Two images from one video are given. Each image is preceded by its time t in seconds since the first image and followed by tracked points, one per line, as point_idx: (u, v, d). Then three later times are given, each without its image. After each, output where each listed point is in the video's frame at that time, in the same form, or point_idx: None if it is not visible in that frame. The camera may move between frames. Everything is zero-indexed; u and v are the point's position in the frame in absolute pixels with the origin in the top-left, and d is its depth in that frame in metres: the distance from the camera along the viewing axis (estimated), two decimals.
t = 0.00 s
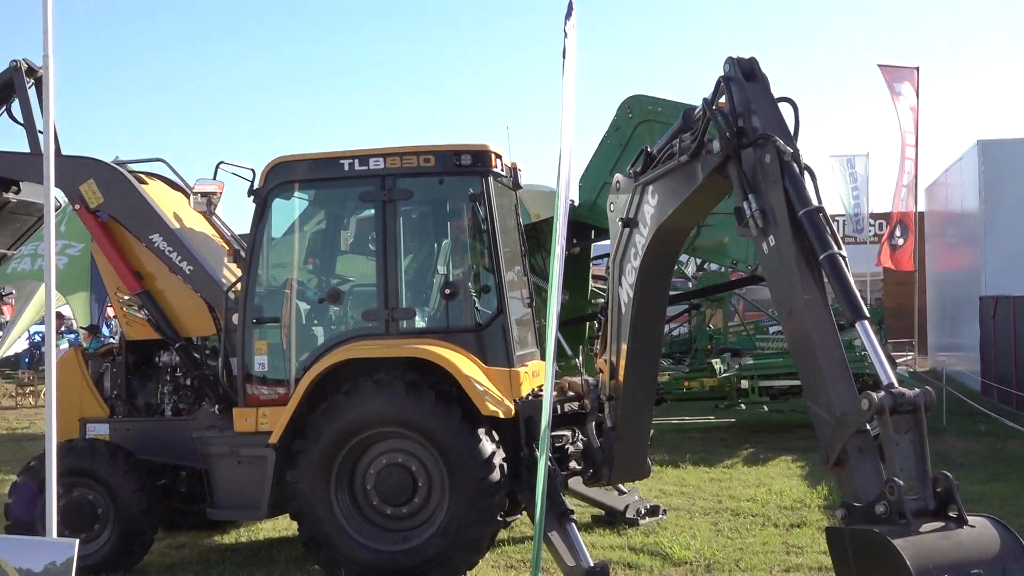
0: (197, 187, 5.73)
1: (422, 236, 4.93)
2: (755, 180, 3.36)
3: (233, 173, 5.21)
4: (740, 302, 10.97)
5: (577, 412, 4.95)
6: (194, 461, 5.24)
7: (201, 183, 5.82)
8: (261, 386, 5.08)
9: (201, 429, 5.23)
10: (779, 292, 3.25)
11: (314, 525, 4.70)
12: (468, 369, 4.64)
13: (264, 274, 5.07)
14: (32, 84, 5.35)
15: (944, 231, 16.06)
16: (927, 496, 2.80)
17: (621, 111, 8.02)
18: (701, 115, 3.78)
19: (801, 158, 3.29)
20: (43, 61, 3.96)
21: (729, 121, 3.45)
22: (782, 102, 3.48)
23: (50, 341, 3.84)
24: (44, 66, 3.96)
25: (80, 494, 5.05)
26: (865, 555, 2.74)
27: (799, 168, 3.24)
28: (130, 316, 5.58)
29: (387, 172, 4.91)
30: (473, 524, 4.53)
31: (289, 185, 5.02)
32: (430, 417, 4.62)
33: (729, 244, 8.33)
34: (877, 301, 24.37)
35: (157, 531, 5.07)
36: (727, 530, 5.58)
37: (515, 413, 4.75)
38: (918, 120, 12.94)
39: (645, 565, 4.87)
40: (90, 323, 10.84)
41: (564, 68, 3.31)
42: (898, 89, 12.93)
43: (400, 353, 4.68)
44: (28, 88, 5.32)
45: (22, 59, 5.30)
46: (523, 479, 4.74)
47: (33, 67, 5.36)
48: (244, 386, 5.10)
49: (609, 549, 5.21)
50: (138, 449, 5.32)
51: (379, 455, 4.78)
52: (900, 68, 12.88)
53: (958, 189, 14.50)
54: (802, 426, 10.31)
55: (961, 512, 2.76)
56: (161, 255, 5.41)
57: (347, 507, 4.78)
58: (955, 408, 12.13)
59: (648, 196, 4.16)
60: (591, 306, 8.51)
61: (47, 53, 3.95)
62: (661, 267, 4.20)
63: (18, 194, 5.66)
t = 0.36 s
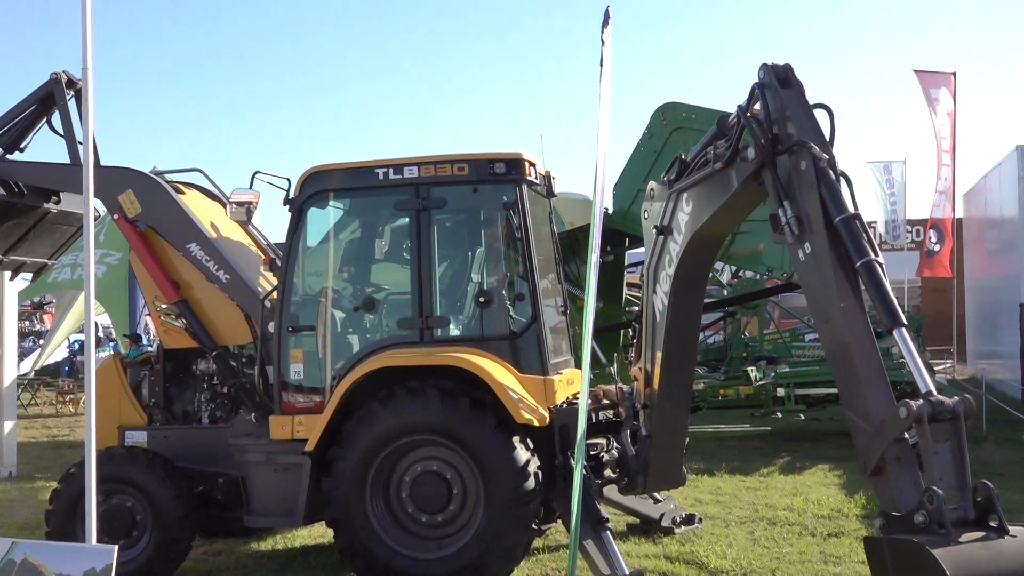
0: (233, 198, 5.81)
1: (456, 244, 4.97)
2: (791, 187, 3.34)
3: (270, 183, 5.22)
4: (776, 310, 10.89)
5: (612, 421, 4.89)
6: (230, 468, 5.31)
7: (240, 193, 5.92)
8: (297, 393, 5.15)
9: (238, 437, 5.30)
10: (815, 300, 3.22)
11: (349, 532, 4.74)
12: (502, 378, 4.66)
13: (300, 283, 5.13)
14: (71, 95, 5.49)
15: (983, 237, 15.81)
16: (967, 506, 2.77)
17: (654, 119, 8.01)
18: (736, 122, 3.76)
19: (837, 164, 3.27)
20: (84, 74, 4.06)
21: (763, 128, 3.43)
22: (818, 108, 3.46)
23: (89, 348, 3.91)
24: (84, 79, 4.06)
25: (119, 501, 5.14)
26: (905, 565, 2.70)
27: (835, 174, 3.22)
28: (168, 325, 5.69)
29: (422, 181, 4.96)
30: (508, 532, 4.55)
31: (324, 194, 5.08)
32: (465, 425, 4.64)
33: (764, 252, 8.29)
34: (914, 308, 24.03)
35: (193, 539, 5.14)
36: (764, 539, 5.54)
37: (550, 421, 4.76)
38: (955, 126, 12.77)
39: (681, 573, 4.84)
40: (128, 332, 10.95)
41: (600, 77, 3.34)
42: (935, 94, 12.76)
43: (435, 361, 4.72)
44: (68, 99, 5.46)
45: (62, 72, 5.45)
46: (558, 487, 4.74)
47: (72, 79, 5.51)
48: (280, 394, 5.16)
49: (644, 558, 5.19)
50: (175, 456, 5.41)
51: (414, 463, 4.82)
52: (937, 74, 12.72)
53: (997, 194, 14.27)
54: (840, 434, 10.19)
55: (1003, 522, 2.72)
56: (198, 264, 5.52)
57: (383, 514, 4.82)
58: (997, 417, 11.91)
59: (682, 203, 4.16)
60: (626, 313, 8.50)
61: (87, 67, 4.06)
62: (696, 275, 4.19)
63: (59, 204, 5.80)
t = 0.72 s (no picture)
0: (267, 203, 5.91)
1: (488, 250, 4.99)
2: (825, 191, 3.31)
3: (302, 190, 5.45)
4: (811, 315, 10.78)
5: (645, 425, 5.01)
6: (265, 472, 5.40)
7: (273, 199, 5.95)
8: (331, 398, 5.20)
9: (273, 441, 5.37)
10: (850, 305, 3.20)
11: (382, 536, 4.78)
12: (535, 383, 4.67)
13: (334, 288, 5.17)
14: (108, 103, 5.60)
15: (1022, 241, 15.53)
16: (1006, 513, 2.74)
17: (688, 123, 7.98)
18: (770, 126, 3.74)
19: (872, 168, 3.25)
20: (121, 82, 4.14)
21: (798, 133, 3.40)
22: (852, 111, 3.43)
23: (126, 352, 3.98)
24: (121, 86, 4.15)
25: (154, 505, 5.22)
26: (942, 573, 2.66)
27: (871, 178, 3.19)
28: (203, 330, 5.73)
29: (454, 187, 4.99)
30: (541, 537, 4.56)
31: (358, 200, 5.13)
32: (497, 430, 4.66)
33: (799, 256, 8.21)
34: (952, 314, 23.66)
35: (228, 542, 5.22)
36: (799, 546, 5.48)
37: (583, 426, 4.76)
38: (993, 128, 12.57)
39: None
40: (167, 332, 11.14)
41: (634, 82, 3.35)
42: (972, 97, 12.57)
43: (469, 366, 4.75)
44: (105, 107, 5.57)
45: (99, 80, 5.56)
46: (591, 493, 4.75)
47: (109, 87, 5.62)
48: (314, 399, 5.21)
49: (678, 564, 5.16)
50: (210, 460, 5.48)
51: (447, 468, 4.85)
52: (974, 76, 12.53)
53: None
54: (876, 440, 10.06)
55: None
56: (232, 269, 5.60)
57: (415, 519, 4.85)
58: None
59: (715, 208, 4.14)
60: (659, 319, 8.46)
61: (124, 74, 4.14)
62: (730, 279, 4.17)
63: (96, 211, 5.92)
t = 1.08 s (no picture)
0: (303, 211, 6.00)
1: (522, 257, 5.01)
2: (861, 196, 3.29)
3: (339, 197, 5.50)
4: (847, 321, 10.65)
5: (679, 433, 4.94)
6: (301, 479, 5.47)
7: (308, 207, 6.04)
8: (366, 404, 5.25)
9: (308, 448, 5.44)
10: (887, 311, 3.17)
11: (417, 543, 4.80)
12: (570, 390, 4.69)
13: (368, 296, 5.23)
14: (145, 113, 5.70)
15: None
16: None
17: (721, 128, 7.95)
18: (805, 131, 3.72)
19: (908, 172, 3.22)
20: (157, 92, 4.24)
21: (834, 137, 3.37)
22: (888, 116, 3.40)
23: (163, 357, 4.06)
24: (157, 96, 4.24)
25: (192, 512, 5.30)
26: None
27: (907, 183, 3.17)
28: (239, 337, 5.82)
29: (488, 195, 5.03)
30: (576, 545, 4.57)
31: (392, 208, 5.18)
32: (531, 437, 4.68)
33: (834, 262, 8.13)
34: (992, 320, 23.23)
35: (265, 549, 5.28)
36: (836, 554, 5.41)
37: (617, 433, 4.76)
38: None
39: None
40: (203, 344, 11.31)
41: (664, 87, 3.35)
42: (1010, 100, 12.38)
43: (503, 373, 4.77)
44: (142, 117, 5.67)
45: (136, 90, 5.68)
46: (626, 500, 4.75)
47: (146, 97, 5.73)
48: (349, 406, 5.27)
49: (713, 572, 5.12)
50: (246, 467, 5.58)
51: (482, 475, 4.87)
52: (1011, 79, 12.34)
53: None
54: (915, 448, 9.90)
55: None
56: (268, 277, 5.67)
57: (450, 526, 4.87)
58: None
59: (750, 214, 4.12)
60: (694, 325, 8.41)
61: (160, 84, 4.24)
62: (765, 285, 4.15)
63: (134, 221, 6.06)
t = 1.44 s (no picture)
0: (335, 217, 6.05)
1: (552, 263, 5.01)
2: (894, 202, 3.24)
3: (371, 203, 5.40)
4: (880, 327, 10.51)
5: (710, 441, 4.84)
6: (333, 485, 5.52)
7: (340, 213, 6.08)
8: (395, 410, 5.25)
9: (340, 454, 5.50)
10: (921, 318, 3.12)
11: (448, 549, 4.81)
12: (601, 397, 4.69)
13: (399, 302, 5.24)
14: (178, 121, 5.78)
15: None
16: None
17: (753, 133, 7.89)
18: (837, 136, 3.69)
19: (942, 177, 3.17)
20: (190, 101, 4.30)
21: (866, 142, 3.33)
22: (922, 120, 3.36)
23: (194, 363, 4.10)
24: (190, 105, 4.30)
25: (224, 517, 5.36)
26: None
27: (941, 188, 3.12)
28: (271, 343, 5.89)
29: (519, 201, 5.03)
30: (607, 552, 4.55)
31: (422, 215, 5.20)
32: (561, 443, 4.67)
33: (867, 268, 8.03)
34: None
35: (297, 553, 5.32)
36: (870, 562, 5.34)
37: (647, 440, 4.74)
38: None
39: None
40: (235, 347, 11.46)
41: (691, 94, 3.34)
42: None
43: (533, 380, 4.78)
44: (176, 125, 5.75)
45: (170, 99, 5.75)
46: (657, 507, 4.73)
47: (179, 105, 5.81)
48: (380, 412, 5.27)
49: None
50: (280, 472, 5.64)
51: (512, 481, 4.86)
52: None
53: None
54: (951, 455, 9.74)
55: None
56: (299, 283, 5.71)
57: (481, 532, 4.88)
58: None
59: (782, 220, 4.08)
60: (726, 332, 8.34)
61: (193, 94, 4.29)
62: (797, 292, 4.11)
63: (167, 227, 6.13)
